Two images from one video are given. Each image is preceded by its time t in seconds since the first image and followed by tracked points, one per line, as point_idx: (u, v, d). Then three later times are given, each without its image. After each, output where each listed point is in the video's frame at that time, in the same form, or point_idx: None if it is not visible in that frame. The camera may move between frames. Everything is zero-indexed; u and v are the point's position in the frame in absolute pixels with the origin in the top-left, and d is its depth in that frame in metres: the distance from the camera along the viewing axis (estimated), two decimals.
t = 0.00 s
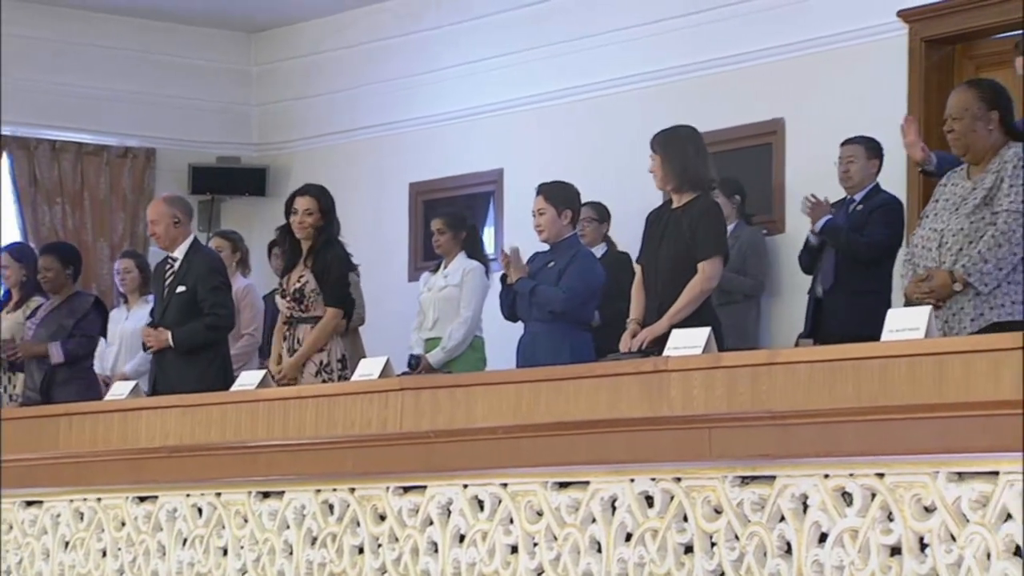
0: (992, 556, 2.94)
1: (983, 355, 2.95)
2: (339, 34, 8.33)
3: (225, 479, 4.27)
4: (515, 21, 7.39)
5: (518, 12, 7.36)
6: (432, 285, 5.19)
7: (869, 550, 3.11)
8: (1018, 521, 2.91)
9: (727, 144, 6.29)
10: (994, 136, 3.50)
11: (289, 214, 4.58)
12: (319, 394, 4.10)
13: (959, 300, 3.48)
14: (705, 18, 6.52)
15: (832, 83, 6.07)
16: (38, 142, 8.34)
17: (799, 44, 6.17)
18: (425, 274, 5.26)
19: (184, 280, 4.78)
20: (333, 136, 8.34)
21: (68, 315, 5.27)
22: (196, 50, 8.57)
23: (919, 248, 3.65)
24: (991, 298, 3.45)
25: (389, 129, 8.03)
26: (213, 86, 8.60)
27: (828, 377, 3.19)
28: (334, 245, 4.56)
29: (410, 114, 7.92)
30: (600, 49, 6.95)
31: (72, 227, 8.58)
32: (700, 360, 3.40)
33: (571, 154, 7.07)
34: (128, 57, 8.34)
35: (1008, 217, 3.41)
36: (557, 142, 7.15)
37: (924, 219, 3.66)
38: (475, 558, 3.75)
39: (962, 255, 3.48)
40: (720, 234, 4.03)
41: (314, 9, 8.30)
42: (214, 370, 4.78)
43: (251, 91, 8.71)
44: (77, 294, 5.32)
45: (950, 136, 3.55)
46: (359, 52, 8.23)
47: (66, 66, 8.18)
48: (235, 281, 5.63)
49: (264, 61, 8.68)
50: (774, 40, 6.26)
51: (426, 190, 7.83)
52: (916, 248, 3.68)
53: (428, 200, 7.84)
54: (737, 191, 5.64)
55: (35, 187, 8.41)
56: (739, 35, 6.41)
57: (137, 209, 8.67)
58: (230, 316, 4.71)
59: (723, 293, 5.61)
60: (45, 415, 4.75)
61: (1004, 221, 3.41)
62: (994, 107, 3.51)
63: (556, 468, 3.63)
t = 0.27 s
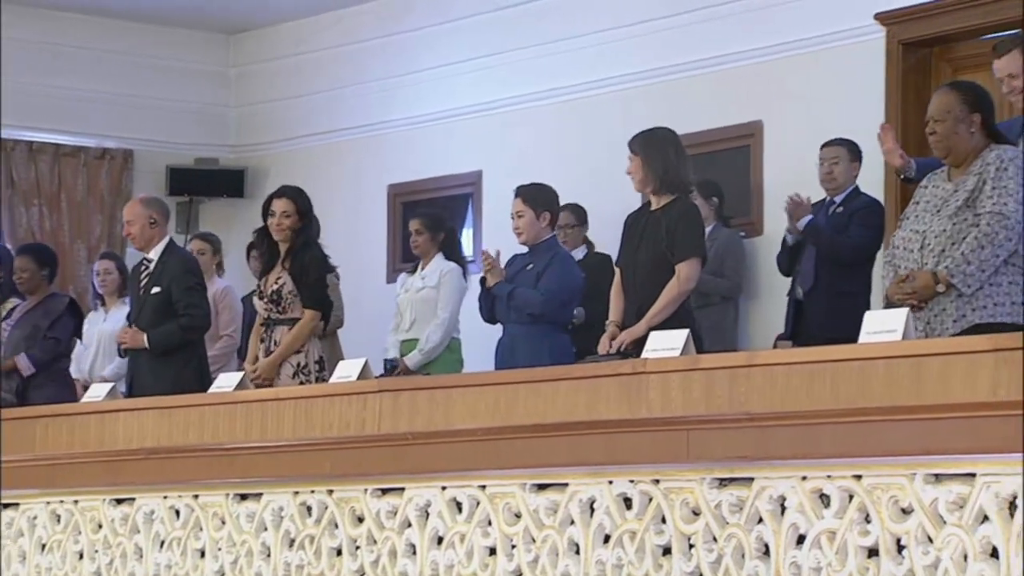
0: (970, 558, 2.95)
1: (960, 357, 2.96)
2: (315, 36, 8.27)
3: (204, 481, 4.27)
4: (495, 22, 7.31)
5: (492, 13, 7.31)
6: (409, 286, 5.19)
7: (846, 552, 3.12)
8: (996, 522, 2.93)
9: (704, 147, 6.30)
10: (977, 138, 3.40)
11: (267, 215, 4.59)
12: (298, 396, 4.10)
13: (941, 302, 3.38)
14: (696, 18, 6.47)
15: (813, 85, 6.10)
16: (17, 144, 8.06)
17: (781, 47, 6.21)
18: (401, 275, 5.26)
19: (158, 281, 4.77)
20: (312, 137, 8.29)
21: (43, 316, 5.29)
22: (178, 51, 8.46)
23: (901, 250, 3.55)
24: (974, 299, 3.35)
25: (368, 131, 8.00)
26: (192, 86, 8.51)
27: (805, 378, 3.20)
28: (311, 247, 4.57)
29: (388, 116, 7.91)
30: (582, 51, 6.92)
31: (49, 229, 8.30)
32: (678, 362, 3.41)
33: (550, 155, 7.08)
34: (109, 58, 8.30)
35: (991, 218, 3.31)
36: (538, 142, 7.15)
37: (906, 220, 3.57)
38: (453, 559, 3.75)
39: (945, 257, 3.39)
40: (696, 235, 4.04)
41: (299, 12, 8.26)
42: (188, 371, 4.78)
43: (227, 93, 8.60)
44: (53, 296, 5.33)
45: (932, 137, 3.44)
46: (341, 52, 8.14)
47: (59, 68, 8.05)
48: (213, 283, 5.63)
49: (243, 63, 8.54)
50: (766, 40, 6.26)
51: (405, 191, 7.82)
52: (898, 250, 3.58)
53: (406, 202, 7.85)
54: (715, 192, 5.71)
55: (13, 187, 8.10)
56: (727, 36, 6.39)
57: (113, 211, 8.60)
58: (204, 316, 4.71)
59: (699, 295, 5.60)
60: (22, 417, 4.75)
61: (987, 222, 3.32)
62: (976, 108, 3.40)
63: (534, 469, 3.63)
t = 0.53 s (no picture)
0: (947, 560, 2.95)
1: (938, 359, 2.97)
2: (297, 37, 8.27)
3: (181, 483, 4.26)
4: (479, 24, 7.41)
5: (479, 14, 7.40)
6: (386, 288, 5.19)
7: (824, 553, 3.12)
8: (973, 524, 2.93)
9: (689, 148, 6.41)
10: (960, 142, 3.42)
11: (246, 217, 4.60)
12: (276, 398, 4.10)
13: (923, 304, 3.38)
14: (683, 18, 6.56)
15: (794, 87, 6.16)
16: None
17: (766, 47, 6.25)
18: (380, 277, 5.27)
19: (136, 282, 4.77)
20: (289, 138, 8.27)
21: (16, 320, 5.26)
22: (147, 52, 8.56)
23: (882, 251, 3.55)
24: (955, 302, 3.35)
25: (347, 133, 7.98)
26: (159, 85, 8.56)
27: (784, 380, 3.20)
28: (289, 249, 4.57)
29: (364, 118, 7.90)
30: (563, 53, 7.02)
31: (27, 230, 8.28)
32: (657, 364, 3.41)
33: (525, 158, 7.14)
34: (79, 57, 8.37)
35: (974, 223, 3.30)
36: (515, 144, 7.20)
37: (887, 222, 3.57)
38: (432, 561, 3.75)
39: (927, 260, 3.38)
40: (676, 237, 4.05)
41: (280, 13, 8.28)
42: (166, 372, 4.77)
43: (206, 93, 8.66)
44: (26, 299, 5.31)
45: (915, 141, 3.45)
46: (323, 54, 8.14)
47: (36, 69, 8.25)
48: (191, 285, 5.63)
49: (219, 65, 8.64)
50: (749, 42, 6.32)
51: (384, 193, 7.80)
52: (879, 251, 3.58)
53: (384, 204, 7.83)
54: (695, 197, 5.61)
55: None
56: (709, 37, 6.46)
57: (91, 212, 8.47)
58: (180, 318, 4.69)
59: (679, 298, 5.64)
60: None
61: (971, 226, 3.31)
62: (961, 112, 3.41)
63: (513, 471, 3.63)
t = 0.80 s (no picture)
0: (927, 561, 2.97)
1: (918, 361, 2.98)
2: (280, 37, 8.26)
3: (163, 484, 4.25)
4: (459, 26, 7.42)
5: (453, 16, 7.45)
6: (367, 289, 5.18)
7: (805, 555, 3.13)
8: (954, 525, 2.94)
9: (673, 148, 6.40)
10: (942, 144, 3.43)
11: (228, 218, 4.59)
12: (257, 400, 4.09)
13: (903, 306, 3.39)
14: (668, 20, 6.56)
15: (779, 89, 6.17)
16: None
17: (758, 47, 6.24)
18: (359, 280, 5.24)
19: (117, 284, 4.75)
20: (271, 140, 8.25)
21: None
22: (129, 52, 8.50)
23: (860, 253, 3.55)
24: (935, 304, 3.35)
25: (330, 133, 7.96)
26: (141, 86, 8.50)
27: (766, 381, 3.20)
28: (271, 250, 4.57)
29: (348, 117, 7.89)
30: (543, 56, 7.04)
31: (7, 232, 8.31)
32: (639, 366, 3.42)
33: (507, 160, 7.14)
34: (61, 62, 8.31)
35: (955, 224, 3.32)
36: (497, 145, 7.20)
37: (865, 224, 3.57)
38: (414, 563, 3.75)
39: (908, 262, 3.39)
40: (657, 238, 4.05)
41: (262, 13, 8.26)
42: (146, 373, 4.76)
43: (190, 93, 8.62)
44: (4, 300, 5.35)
45: (897, 143, 3.46)
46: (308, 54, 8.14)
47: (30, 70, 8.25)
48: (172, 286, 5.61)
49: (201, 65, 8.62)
50: (734, 43, 6.32)
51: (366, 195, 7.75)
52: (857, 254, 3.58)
53: (367, 205, 7.79)
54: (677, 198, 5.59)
55: None
56: (691, 38, 6.46)
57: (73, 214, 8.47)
58: (160, 322, 4.68)
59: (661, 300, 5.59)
60: None
61: (952, 228, 3.32)
62: (942, 114, 3.43)
63: (494, 473, 3.63)
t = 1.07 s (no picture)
0: (906, 562, 2.96)
1: (897, 363, 2.98)
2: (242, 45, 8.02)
3: (141, 487, 4.25)
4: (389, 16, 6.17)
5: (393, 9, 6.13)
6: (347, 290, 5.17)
7: (783, 557, 3.13)
8: (931, 527, 2.94)
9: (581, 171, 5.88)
10: (909, 148, 3.45)
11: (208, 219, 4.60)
12: (237, 401, 4.09)
13: (875, 311, 3.41)
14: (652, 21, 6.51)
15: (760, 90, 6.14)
16: None
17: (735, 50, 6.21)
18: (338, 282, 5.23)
19: (95, 286, 4.75)
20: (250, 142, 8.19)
21: None
22: (116, 52, 6.87)
23: (831, 258, 3.56)
24: (907, 308, 3.38)
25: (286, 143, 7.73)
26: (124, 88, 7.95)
27: (744, 383, 3.21)
28: (250, 251, 4.59)
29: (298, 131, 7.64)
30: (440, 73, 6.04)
31: None
32: (619, 368, 3.42)
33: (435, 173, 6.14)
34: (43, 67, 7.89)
35: (926, 230, 3.34)
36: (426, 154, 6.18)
37: (834, 228, 3.59)
38: (392, 565, 3.74)
39: (880, 268, 3.41)
40: (636, 240, 4.05)
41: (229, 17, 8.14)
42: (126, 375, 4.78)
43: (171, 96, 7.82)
44: None
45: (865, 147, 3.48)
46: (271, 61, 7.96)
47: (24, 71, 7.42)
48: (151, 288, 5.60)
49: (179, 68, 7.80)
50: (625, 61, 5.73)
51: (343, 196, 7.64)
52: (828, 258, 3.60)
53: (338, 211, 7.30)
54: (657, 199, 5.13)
55: None
56: (633, 46, 5.71)
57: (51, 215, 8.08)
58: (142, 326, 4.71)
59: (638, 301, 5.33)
60: None
61: (923, 234, 3.35)
62: (909, 119, 3.45)
63: (473, 475, 3.63)
